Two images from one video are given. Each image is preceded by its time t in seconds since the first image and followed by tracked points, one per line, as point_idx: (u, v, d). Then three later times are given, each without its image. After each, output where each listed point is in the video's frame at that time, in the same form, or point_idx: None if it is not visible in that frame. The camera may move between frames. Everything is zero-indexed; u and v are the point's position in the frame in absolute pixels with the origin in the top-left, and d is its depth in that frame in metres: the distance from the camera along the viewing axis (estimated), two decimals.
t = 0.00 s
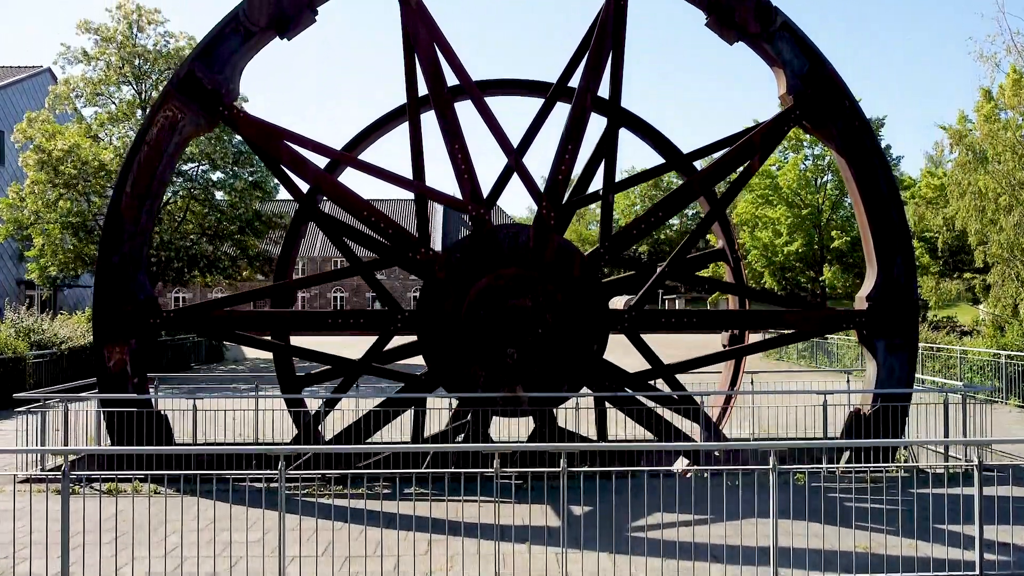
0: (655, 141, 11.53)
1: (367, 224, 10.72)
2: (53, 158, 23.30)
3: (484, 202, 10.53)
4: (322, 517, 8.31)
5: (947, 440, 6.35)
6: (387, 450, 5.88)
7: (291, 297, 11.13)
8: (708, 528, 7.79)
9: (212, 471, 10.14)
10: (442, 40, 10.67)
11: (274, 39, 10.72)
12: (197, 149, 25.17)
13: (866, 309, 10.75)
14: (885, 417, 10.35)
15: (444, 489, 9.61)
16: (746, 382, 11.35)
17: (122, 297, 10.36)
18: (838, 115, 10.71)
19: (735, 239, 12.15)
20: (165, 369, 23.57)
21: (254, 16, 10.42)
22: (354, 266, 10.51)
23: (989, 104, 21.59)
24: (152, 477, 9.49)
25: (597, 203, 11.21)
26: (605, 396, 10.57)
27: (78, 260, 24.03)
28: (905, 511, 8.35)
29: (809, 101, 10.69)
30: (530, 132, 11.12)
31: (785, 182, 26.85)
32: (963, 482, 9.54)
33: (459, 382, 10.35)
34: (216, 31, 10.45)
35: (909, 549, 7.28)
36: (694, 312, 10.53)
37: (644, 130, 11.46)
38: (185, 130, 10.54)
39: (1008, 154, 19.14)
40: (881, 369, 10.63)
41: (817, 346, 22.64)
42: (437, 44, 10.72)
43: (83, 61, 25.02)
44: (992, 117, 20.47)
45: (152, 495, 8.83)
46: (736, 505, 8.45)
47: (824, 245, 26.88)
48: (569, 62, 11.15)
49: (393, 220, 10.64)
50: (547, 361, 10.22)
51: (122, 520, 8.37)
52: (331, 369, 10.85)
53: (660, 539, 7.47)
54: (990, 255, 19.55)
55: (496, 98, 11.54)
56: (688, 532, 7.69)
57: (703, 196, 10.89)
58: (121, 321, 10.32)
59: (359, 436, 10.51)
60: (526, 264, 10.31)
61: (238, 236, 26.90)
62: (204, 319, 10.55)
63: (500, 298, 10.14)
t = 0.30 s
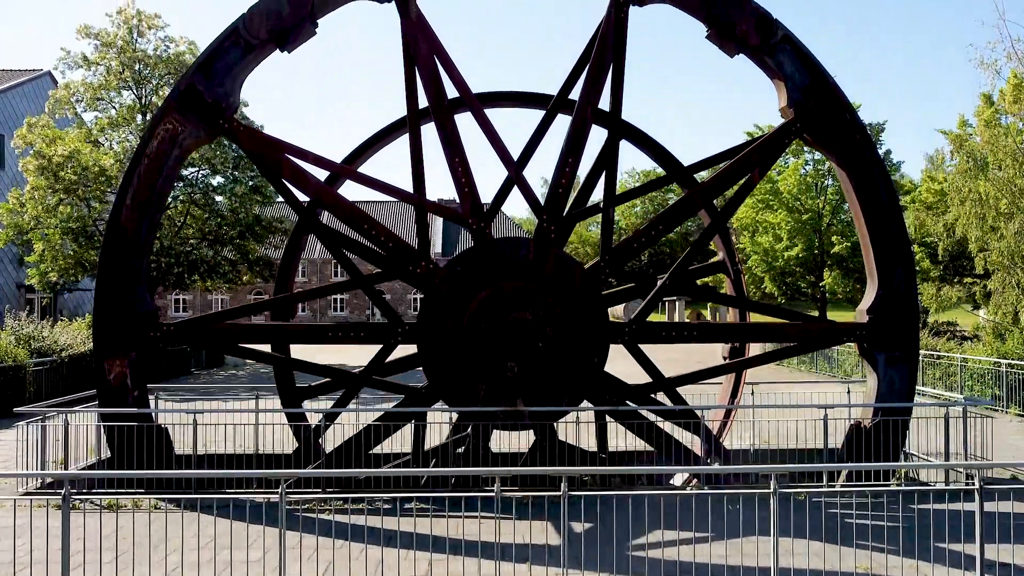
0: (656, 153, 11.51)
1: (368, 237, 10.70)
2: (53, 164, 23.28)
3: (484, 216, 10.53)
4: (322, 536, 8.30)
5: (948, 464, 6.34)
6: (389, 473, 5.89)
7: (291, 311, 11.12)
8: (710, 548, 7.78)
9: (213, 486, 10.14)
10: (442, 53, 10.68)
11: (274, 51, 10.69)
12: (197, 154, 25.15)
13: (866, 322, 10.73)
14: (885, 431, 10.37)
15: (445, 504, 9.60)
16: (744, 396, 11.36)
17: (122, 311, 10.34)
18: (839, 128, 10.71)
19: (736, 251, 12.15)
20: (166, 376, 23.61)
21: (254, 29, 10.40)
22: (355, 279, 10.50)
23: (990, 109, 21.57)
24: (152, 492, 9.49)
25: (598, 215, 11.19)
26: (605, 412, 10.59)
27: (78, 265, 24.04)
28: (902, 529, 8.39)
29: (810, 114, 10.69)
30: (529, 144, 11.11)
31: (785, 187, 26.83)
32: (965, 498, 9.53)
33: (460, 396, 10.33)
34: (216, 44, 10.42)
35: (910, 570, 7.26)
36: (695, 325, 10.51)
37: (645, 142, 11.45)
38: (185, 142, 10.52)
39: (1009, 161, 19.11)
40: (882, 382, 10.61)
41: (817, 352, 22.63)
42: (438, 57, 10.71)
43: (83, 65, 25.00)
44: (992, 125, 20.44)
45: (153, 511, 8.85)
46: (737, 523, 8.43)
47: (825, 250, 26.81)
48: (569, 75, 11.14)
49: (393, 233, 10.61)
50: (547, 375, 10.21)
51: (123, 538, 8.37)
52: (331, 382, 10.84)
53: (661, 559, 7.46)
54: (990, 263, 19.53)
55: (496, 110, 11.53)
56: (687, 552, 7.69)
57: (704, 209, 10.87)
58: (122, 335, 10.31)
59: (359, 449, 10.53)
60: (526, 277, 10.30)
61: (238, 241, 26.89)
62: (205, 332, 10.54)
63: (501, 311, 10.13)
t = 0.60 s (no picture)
0: (658, 165, 11.51)
1: (369, 251, 10.70)
2: (53, 170, 23.26)
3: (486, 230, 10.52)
4: (324, 555, 8.30)
5: (951, 490, 6.34)
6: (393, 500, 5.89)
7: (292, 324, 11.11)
8: (712, 569, 7.77)
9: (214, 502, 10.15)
10: (444, 66, 10.66)
11: (275, 65, 10.67)
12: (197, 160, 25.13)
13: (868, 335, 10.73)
14: (885, 445, 10.39)
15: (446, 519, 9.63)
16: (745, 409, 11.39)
17: (123, 325, 10.32)
18: (841, 141, 10.71)
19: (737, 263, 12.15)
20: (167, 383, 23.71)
21: (255, 42, 10.38)
22: (357, 293, 10.50)
23: (991, 116, 21.54)
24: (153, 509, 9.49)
25: (599, 228, 11.19)
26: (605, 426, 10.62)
27: (78, 270, 24.05)
28: (902, 546, 8.39)
29: (812, 128, 10.69)
30: (530, 158, 11.10)
31: (786, 192, 26.82)
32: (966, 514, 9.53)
33: (461, 411, 10.33)
34: (217, 58, 10.40)
35: None
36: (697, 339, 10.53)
37: (646, 155, 11.45)
38: (186, 156, 10.51)
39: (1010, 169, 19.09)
40: (882, 395, 10.61)
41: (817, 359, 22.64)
42: (439, 70, 10.71)
43: (83, 70, 24.97)
44: (993, 131, 20.41)
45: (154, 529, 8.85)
46: (739, 542, 8.43)
47: (826, 255, 26.81)
48: (571, 88, 11.15)
49: (394, 247, 10.61)
50: (548, 389, 10.20)
51: (125, 556, 8.37)
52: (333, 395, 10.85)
53: None
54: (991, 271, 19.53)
55: (497, 123, 11.53)
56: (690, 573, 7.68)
57: (706, 222, 10.86)
58: (122, 349, 10.29)
59: (361, 463, 10.55)
60: (528, 291, 10.27)
61: (238, 246, 26.90)
62: (207, 346, 10.54)
63: (502, 325, 10.12)
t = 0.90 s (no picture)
0: (659, 177, 11.50)
1: (370, 263, 10.68)
2: (54, 174, 23.25)
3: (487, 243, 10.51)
4: (326, 573, 8.30)
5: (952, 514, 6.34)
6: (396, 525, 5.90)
7: (294, 336, 11.10)
8: None
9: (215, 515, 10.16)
10: (445, 79, 10.64)
11: (275, 77, 10.66)
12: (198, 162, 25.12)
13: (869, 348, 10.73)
14: (885, 459, 10.41)
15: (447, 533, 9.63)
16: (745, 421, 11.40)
17: (123, 338, 10.31)
18: (842, 153, 10.70)
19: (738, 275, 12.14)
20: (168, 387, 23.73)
21: (256, 55, 10.36)
22: (358, 305, 10.48)
23: (992, 121, 21.49)
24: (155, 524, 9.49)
25: (600, 240, 11.18)
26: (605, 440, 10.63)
27: (78, 274, 24.06)
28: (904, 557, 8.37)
29: (814, 140, 10.67)
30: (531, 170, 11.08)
31: (787, 195, 26.81)
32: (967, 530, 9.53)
33: (463, 424, 10.32)
34: (217, 71, 10.39)
35: None
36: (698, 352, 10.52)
37: (647, 167, 11.44)
38: (186, 169, 10.50)
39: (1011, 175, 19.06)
40: (883, 408, 10.59)
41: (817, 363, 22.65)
42: (440, 82, 10.70)
43: (83, 73, 24.94)
44: (995, 136, 20.37)
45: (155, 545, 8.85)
46: (740, 560, 8.43)
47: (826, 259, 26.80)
48: (572, 100, 11.14)
49: (395, 259, 10.60)
50: (549, 403, 10.20)
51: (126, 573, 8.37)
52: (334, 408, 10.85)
53: None
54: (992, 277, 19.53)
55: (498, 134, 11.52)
56: None
57: (708, 234, 10.84)
58: (123, 362, 10.28)
59: (362, 476, 10.57)
60: (529, 304, 10.26)
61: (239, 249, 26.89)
62: (207, 358, 10.52)
63: (503, 338, 10.12)
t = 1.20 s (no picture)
0: (659, 187, 11.49)
1: (371, 274, 10.68)
2: (53, 175, 23.23)
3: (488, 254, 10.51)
4: None
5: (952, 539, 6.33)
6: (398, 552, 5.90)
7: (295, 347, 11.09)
8: None
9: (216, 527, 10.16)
10: (445, 90, 10.63)
11: (275, 88, 10.65)
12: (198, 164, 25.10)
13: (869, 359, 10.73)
14: (886, 470, 10.41)
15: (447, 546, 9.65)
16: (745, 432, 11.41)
17: (124, 350, 10.31)
18: (842, 164, 10.69)
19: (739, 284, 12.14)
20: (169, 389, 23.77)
21: (256, 66, 10.35)
22: (359, 317, 10.48)
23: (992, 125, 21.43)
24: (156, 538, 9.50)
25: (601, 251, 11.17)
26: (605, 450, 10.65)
27: (78, 276, 24.07)
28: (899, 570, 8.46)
29: (814, 151, 10.66)
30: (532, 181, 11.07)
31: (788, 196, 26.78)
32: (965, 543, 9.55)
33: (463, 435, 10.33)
34: (217, 82, 10.38)
35: None
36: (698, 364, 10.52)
37: (648, 177, 11.42)
38: (186, 180, 10.48)
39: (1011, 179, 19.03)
40: (883, 419, 10.60)
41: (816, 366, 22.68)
42: (440, 93, 10.68)
43: (82, 74, 24.89)
44: (996, 140, 20.32)
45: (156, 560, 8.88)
46: None
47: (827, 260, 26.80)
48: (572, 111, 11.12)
49: (396, 270, 10.60)
50: (549, 415, 10.21)
51: None
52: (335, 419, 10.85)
53: None
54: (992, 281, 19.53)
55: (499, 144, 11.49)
56: None
57: (709, 245, 10.83)
58: (123, 373, 10.28)
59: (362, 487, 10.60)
60: (529, 316, 10.26)
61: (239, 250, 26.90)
62: (208, 370, 10.50)
63: (503, 351, 10.12)
